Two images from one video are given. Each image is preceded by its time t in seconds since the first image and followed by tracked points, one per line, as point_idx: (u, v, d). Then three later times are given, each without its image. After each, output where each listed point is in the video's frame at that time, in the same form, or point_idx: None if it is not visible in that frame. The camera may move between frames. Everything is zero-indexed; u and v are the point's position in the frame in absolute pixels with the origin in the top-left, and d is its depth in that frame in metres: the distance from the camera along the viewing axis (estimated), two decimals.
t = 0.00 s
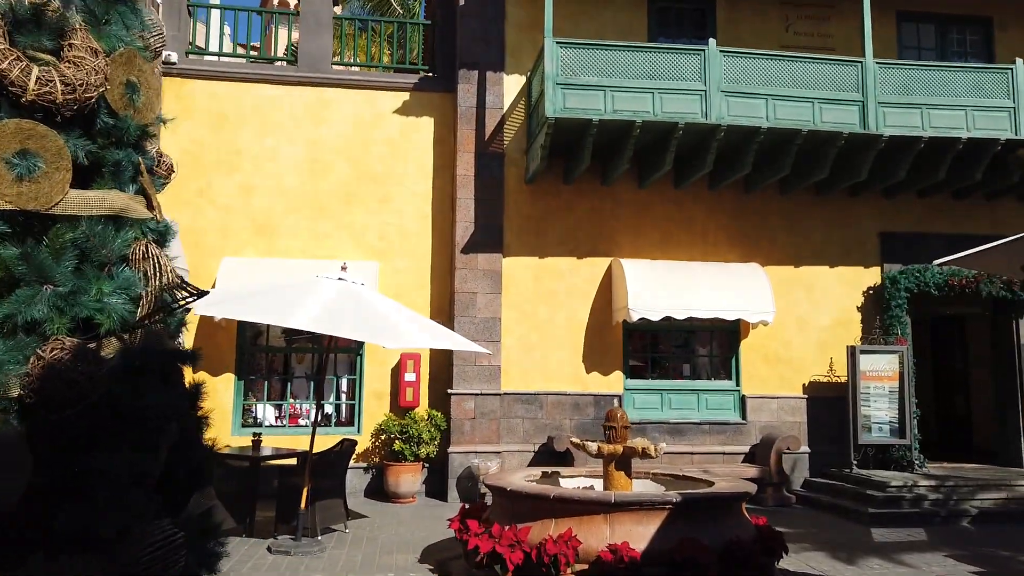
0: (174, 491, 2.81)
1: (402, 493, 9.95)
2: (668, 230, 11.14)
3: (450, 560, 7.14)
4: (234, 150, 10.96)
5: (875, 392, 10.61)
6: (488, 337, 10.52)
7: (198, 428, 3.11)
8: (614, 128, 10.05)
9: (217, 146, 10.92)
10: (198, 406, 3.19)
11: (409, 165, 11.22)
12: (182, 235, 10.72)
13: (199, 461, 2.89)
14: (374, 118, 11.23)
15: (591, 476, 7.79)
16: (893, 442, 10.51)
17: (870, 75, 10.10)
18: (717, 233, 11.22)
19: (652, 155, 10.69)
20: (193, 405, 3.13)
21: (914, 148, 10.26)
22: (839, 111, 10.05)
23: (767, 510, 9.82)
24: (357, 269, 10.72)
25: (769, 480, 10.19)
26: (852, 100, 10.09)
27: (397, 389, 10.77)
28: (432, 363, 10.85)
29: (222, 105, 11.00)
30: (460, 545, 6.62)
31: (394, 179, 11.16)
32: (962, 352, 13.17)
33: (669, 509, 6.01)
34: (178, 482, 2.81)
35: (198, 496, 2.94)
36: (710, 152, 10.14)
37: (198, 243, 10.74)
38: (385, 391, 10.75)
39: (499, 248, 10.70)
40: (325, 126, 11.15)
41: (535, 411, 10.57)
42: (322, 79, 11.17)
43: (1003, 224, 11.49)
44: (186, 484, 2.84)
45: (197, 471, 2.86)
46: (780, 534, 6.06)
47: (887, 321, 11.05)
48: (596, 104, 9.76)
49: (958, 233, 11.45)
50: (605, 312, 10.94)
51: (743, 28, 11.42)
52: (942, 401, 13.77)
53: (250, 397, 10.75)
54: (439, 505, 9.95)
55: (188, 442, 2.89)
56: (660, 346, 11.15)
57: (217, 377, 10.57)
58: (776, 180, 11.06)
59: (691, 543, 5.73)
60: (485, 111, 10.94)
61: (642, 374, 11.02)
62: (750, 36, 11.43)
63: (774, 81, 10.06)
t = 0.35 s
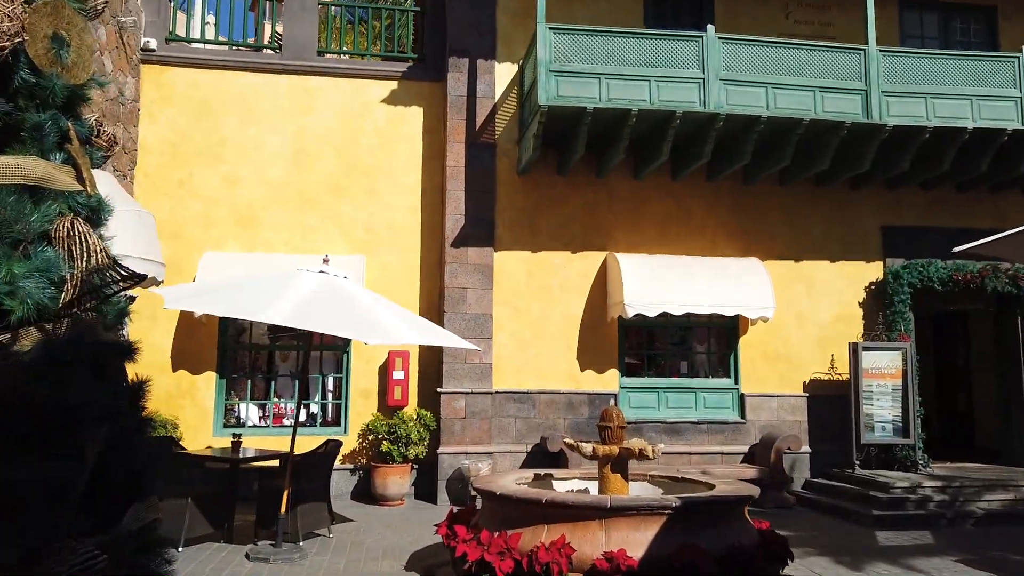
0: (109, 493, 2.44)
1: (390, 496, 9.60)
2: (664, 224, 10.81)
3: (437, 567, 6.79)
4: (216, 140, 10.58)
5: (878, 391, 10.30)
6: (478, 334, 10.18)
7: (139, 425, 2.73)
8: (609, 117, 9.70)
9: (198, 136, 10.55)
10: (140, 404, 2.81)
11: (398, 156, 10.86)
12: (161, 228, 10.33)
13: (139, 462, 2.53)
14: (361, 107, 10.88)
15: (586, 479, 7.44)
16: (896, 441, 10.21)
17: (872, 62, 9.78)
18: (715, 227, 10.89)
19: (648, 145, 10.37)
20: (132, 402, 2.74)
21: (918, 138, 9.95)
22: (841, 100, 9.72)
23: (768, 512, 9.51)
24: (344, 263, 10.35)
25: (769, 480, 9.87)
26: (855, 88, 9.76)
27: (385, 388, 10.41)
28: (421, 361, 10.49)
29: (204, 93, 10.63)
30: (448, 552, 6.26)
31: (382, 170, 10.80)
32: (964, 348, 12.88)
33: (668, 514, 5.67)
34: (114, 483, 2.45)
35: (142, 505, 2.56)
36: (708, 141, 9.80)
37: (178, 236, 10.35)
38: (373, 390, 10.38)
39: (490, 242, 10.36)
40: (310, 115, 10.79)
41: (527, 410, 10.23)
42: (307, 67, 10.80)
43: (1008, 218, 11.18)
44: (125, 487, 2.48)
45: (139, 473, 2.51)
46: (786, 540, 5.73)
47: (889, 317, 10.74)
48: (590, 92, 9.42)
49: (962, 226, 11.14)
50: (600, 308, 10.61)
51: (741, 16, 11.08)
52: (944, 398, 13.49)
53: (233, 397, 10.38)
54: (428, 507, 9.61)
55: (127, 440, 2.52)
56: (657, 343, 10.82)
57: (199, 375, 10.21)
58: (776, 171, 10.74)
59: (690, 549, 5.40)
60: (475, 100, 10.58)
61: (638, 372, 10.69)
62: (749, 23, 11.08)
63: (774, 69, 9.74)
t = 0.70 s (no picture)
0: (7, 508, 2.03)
1: (371, 499, 9.24)
2: (656, 217, 10.47)
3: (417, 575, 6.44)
4: (190, 128, 10.19)
5: (876, 389, 10.00)
6: (464, 331, 9.83)
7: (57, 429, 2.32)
8: (599, 105, 9.35)
9: (172, 125, 10.15)
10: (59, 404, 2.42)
11: (381, 146, 10.49)
12: (133, 221, 9.94)
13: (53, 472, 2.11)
14: (343, 95, 10.49)
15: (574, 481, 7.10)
16: (895, 441, 9.91)
17: (871, 50, 9.47)
18: (709, 220, 10.56)
19: (639, 135, 10.03)
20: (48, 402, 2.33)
21: (918, 129, 9.64)
22: (839, 88, 9.40)
23: (763, 515, 9.19)
24: (325, 257, 9.97)
25: (763, 482, 9.56)
26: (853, 76, 9.44)
27: (367, 387, 10.04)
28: (405, 359, 10.13)
29: (179, 80, 10.23)
30: (427, 561, 5.90)
31: (365, 161, 10.43)
32: (962, 345, 12.60)
33: (660, 520, 5.33)
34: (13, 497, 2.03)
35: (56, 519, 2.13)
36: (702, 131, 9.46)
37: (151, 228, 9.97)
38: (354, 389, 10.01)
39: (476, 235, 10.01)
40: (290, 103, 10.40)
41: (514, 409, 9.88)
42: (287, 53, 10.41)
43: (1009, 211, 10.90)
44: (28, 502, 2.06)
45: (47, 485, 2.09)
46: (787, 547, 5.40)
47: (888, 313, 10.44)
48: (580, 79, 9.06)
49: (961, 219, 10.85)
50: (590, 303, 10.26)
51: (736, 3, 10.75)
52: (941, 395, 13.22)
53: (208, 396, 10.00)
54: (411, 511, 9.26)
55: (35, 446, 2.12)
56: (648, 340, 10.49)
57: (173, 373, 9.84)
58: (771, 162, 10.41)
59: (684, 557, 5.06)
60: (461, 88, 10.22)
61: (629, 370, 10.36)
62: (744, 10, 10.75)
63: (770, 56, 9.41)
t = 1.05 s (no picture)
0: None
1: (328, 504, 8.85)
2: (625, 213, 10.23)
3: None
4: (139, 116, 9.70)
5: (845, 389, 9.87)
6: (426, 329, 9.49)
7: None
8: (568, 97, 9.08)
9: (120, 112, 9.65)
10: None
11: (341, 137, 10.09)
12: (77, 212, 9.43)
13: None
14: (301, 84, 10.08)
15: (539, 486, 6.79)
16: (864, 441, 9.78)
17: (842, 45, 9.34)
18: (678, 217, 10.35)
19: (608, 129, 9.78)
20: None
21: (889, 125, 9.53)
22: (811, 83, 9.25)
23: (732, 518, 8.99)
24: (281, 251, 9.55)
25: (733, 484, 9.36)
26: (825, 71, 9.29)
27: (325, 388, 9.64)
28: (365, 359, 9.74)
29: (128, 65, 9.73)
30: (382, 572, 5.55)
31: (324, 152, 10.03)
32: (930, 345, 12.57)
33: (628, 528, 5.05)
34: None
35: None
36: (672, 125, 9.24)
37: (96, 220, 9.46)
38: (312, 390, 9.61)
39: (440, 230, 9.68)
40: (245, 91, 9.96)
41: (478, 410, 9.56)
42: (243, 39, 9.97)
43: (978, 210, 10.86)
44: None
45: None
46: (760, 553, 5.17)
47: (857, 312, 10.32)
48: (547, 70, 8.78)
49: (930, 218, 10.79)
50: (557, 301, 9.98)
51: None
52: (907, 395, 13.20)
53: (157, 397, 9.50)
54: (370, 516, 8.89)
55: None
56: (617, 339, 10.24)
57: (118, 372, 9.34)
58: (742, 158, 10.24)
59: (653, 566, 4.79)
60: (425, 78, 9.87)
61: (597, 370, 10.09)
62: (715, 4, 10.57)
63: (741, 49, 9.23)
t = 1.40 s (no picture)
0: None
1: (274, 509, 8.43)
2: (586, 207, 9.97)
3: None
4: (74, 100, 9.13)
5: (807, 388, 9.75)
6: (380, 326, 9.11)
7: None
8: (528, 86, 8.78)
9: (53, 95, 9.08)
10: None
11: (292, 126, 9.66)
12: (4, 201, 8.83)
13: None
14: (250, 70, 9.62)
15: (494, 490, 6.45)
16: (826, 441, 9.67)
17: (806, 39, 9.22)
18: (641, 212, 10.13)
19: (570, 120, 9.51)
20: None
21: (852, 121, 9.43)
22: (775, 76, 9.10)
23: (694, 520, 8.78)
24: (227, 244, 9.08)
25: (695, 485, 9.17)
26: (789, 65, 9.15)
27: (273, 387, 9.19)
28: (316, 357, 9.32)
29: (62, 46, 9.16)
30: None
31: (274, 141, 9.58)
32: (889, 344, 12.57)
33: (586, 535, 4.77)
34: None
35: None
36: (635, 117, 9.01)
37: (26, 208, 8.88)
38: (259, 390, 9.16)
39: (395, 224, 9.31)
40: (190, 76, 9.46)
41: (434, 411, 9.21)
42: (187, 21, 9.47)
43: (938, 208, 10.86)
44: None
45: None
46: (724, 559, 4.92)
47: (819, 310, 10.21)
48: (507, 57, 8.48)
49: (892, 216, 10.75)
50: (516, 298, 9.68)
51: None
52: (865, 395, 13.18)
53: (91, 398, 8.97)
54: (319, 522, 8.48)
55: None
56: (578, 337, 9.97)
57: (49, 372, 8.77)
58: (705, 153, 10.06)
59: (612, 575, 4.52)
60: (381, 65, 9.50)
61: (557, 370, 9.81)
62: None
63: (706, 41, 9.04)
